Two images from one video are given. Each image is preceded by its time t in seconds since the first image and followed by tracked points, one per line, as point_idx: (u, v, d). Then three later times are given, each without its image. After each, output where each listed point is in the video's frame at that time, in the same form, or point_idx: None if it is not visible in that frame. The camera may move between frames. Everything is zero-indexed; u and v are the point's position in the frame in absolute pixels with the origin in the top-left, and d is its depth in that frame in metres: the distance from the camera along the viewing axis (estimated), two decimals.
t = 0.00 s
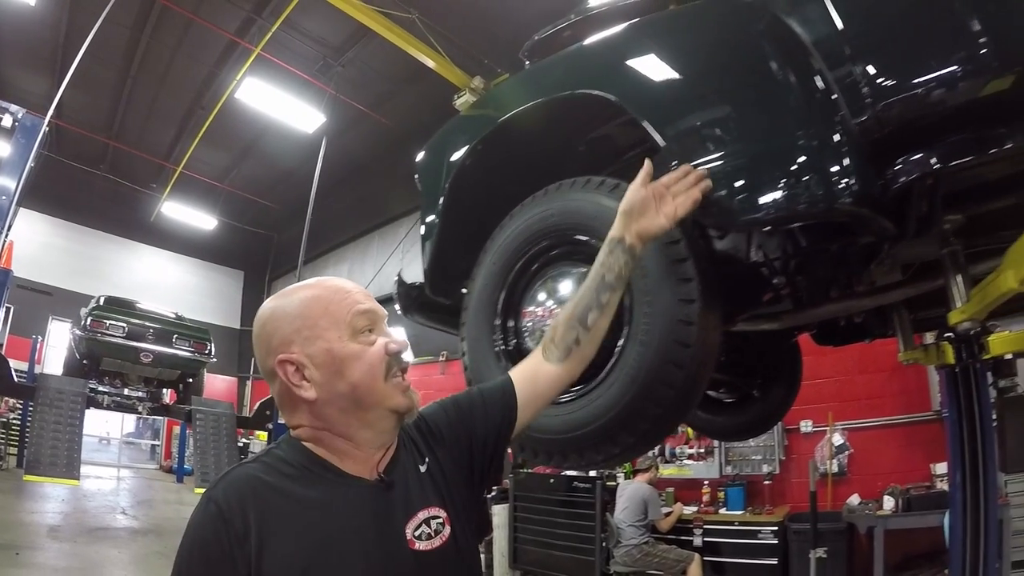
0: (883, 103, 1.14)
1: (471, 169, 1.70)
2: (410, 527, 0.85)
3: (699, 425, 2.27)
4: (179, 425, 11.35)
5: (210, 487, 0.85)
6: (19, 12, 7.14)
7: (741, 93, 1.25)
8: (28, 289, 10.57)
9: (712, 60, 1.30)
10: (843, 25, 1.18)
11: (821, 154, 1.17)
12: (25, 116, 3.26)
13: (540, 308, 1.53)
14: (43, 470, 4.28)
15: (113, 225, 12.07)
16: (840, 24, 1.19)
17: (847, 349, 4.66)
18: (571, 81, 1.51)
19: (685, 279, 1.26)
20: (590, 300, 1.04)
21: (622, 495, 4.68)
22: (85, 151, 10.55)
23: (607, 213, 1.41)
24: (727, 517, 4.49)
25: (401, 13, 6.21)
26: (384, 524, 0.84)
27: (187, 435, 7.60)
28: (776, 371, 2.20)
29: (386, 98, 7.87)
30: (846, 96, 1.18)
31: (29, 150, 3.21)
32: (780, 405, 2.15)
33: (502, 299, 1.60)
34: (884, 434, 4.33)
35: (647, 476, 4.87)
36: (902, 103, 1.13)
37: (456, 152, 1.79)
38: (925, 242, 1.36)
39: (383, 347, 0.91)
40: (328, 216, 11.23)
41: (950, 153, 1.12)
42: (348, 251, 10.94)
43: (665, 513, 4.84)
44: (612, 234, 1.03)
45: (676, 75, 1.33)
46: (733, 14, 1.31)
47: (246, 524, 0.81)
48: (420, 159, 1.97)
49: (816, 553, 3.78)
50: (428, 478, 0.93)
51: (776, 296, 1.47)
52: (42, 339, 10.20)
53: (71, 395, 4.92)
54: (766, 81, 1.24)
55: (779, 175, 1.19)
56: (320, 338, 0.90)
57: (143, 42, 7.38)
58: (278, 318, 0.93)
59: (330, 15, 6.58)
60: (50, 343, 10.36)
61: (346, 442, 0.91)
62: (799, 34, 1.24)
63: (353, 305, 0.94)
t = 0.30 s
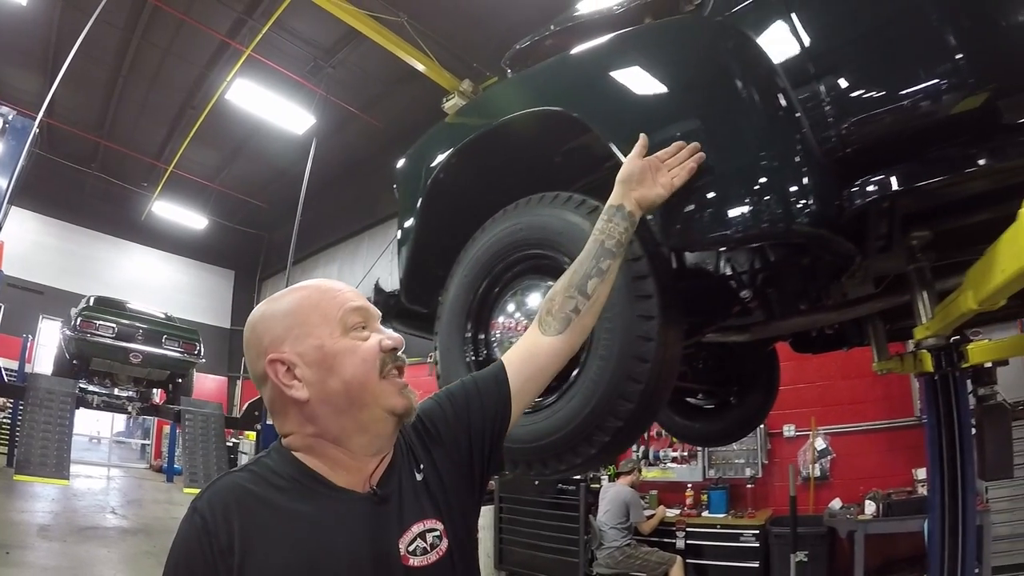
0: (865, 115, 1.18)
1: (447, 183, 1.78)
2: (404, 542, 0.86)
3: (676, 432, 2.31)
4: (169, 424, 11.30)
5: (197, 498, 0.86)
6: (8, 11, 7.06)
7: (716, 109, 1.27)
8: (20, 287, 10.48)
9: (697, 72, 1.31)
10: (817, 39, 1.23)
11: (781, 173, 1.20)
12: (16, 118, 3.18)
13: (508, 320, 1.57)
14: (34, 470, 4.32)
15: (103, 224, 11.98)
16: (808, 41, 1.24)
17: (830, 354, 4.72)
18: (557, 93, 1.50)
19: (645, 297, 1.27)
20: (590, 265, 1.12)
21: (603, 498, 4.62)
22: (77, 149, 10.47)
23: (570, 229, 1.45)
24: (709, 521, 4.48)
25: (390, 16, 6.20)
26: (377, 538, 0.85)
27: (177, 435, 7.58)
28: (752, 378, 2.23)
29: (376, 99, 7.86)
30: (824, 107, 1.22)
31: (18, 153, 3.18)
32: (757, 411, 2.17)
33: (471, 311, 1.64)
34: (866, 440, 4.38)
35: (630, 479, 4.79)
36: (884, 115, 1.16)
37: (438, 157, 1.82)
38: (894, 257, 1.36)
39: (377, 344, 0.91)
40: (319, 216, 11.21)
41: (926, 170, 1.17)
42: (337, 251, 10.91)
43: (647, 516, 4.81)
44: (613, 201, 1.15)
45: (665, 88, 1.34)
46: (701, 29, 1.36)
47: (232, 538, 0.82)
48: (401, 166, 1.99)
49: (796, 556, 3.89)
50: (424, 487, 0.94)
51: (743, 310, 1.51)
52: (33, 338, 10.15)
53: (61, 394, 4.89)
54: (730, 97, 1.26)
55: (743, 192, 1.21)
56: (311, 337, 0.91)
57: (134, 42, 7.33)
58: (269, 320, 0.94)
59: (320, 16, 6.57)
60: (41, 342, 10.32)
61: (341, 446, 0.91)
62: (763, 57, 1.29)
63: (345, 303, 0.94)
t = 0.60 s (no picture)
0: (850, 119, 1.19)
1: (429, 190, 1.87)
2: (407, 537, 0.91)
3: (662, 433, 2.44)
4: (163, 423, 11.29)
5: (205, 490, 0.89)
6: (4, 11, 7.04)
7: (684, 121, 1.31)
8: (14, 285, 10.45)
9: (672, 83, 1.35)
10: (791, 49, 1.27)
11: (741, 184, 1.25)
12: (13, 120, 3.19)
13: (481, 322, 1.66)
14: (29, 468, 4.33)
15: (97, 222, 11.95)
16: (781, 48, 1.28)
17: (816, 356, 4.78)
18: (542, 101, 1.53)
19: (607, 303, 1.34)
20: (577, 293, 1.17)
21: (589, 498, 4.64)
22: (72, 149, 10.45)
23: (539, 238, 1.52)
24: (694, 520, 4.52)
25: (381, 19, 6.21)
26: (383, 533, 0.90)
27: (171, 433, 7.60)
28: (730, 381, 2.31)
29: (369, 101, 7.87)
30: (804, 113, 1.25)
31: (15, 154, 3.19)
32: (736, 413, 2.26)
33: (450, 314, 1.73)
34: (850, 440, 4.43)
35: (614, 479, 4.80)
36: (861, 122, 1.18)
37: (425, 158, 1.85)
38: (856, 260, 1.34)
39: (389, 345, 0.97)
40: (313, 216, 11.22)
41: (900, 176, 1.16)
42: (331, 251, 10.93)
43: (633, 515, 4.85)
44: (597, 230, 1.20)
45: (642, 99, 1.37)
46: (670, 45, 1.42)
47: (243, 531, 0.86)
48: (386, 170, 2.02)
49: (779, 556, 3.96)
50: (425, 487, 1.00)
51: (714, 313, 1.57)
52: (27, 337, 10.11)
53: (56, 393, 4.88)
54: (695, 109, 1.31)
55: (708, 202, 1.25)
56: (328, 332, 0.97)
57: (130, 43, 7.31)
58: (287, 316, 0.99)
59: (314, 18, 6.57)
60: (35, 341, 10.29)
61: (349, 440, 0.96)
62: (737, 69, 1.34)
63: (361, 305, 1.00)
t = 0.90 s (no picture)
0: (837, 122, 1.19)
1: (412, 194, 1.90)
2: (414, 525, 0.96)
3: (644, 433, 2.50)
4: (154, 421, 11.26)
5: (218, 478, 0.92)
6: None
7: (657, 130, 1.35)
8: (5, 282, 10.36)
9: (649, 93, 1.38)
10: (771, 56, 1.27)
11: (707, 196, 1.29)
12: (6, 118, 3.18)
13: (461, 323, 1.66)
14: (20, 466, 4.28)
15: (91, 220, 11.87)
16: (760, 54, 1.28)
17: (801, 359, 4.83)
18: (536, 107, 1.54)
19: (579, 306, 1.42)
20: (571, 366, 1.23)
21: (574, 497, 4.66)
22: (65, 146, 10.38)
23: (514, 242, 1.57)
24: (680, 520, 4.57)
25: (374, 21, 6.20)
26: (393, 519, 0.95)
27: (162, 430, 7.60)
28: (711, 382, 2.34)
29: (361, 101, 7.87)
30: (782, 120, 1.25)
31: (8, 155, 3.17)
32: (715, 415, 2.32)
33: (430, 314, 1.75)
34: (833, 442, 4.49)
35: (600, 478, 4.87)
36: (845, 127, 1.18)
37: (411, 160, 1.87)
38: (825, 267, 1.35)
39: (398, 342, 1.03)
40: (305, 215, 11.20)
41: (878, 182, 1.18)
42: (322, 250, 10.91)
43: (618, 514, 4.89)
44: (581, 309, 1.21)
45: (621, 107, 1.41)
46: (648, 54, 1.45)
47: (256, 515, 0.88)
48: (375, 171, 2.03)
49: (761, 556, 4.00)
50: (430, 483, 1.06)
51: (689, 316, 1.55)
52: (20, 334, 10.06)
53: (48, 391, 4.87)
54: (667, 121, 1.34)
55: (678, 212, 1.29)
56: (342, 330, 1.02)
57: (124, 41, 7.26)
58: (300, 316, 1.05)
59: (306, 18, 6.56)
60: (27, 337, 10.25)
61: (359, 432, 1.01)
62: (726, 64, 1.34)
63: (370, 305, 1.06)
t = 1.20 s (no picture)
0: (823, 127, 1.18)
1: (397, 196, 1.92)
2: (416, 519, 1.01)
3: (628, 433, 2.53)
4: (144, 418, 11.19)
5: (232, 475, 0.96)
6: None
7: (637, 136, 1.41)
8: None
9: (631, 98, 1.44)
10: (756, 62, 1.27)
11: (683, 202, 1.34)
12: None
13: (443, 324, 1.67)
14: (9, 463, 4.22)
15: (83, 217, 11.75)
16: (744, 59, 1.29)
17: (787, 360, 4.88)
18: (526, 110, 1.58)
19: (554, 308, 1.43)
20: (560, 374, 1.29)
21: (561, 496, 4.69)
22: (55, 142, 10.31)
23: (496, 245, 1.58)
24: (666, 520, 4.61)
25: (366, 21, 6.18)
26: (399, 512, 1.00)
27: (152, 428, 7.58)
28: (694, 384, 2.38)
29: (352, 100, 7.83)
30: (767, 123, 1.25)
31: None
32: (699, 415, 2.36)
33: (414, 314, 1.75)
34: (818, 443, 4.54)
35: (588, 478, 4.88)
36: (832, 132, 1.17)
37: (401, 160, 1.90)
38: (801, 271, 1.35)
39: (403, 347, 1.07)
40: (295, 213, 11.16)
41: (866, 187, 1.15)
42: (313, 248, 10.88)
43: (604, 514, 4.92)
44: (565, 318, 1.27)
45: (604, 112, 1.47)
46: (631, 60, 1.48)
47: (266, 509, 0.92)
48: (363, 172, 2.05)
49: (746, 556, 4.05)
50: (431, 481, 1.10)
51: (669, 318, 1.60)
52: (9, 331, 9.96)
53: (39, 387, 4.83)
54: (646, 127, 1.40)
55: (655, 216, 1.35)
56: (350, 336, 1.06)
57: (116, 38, 7.21)
58: (310, 321, 1.09)
59: (298, 18, 6.54)
60: (17, 334, 10.16)
61: (366, 432, 1.06)
62: (704, 72, 1.36)
63: (376, 311, 1.10)
